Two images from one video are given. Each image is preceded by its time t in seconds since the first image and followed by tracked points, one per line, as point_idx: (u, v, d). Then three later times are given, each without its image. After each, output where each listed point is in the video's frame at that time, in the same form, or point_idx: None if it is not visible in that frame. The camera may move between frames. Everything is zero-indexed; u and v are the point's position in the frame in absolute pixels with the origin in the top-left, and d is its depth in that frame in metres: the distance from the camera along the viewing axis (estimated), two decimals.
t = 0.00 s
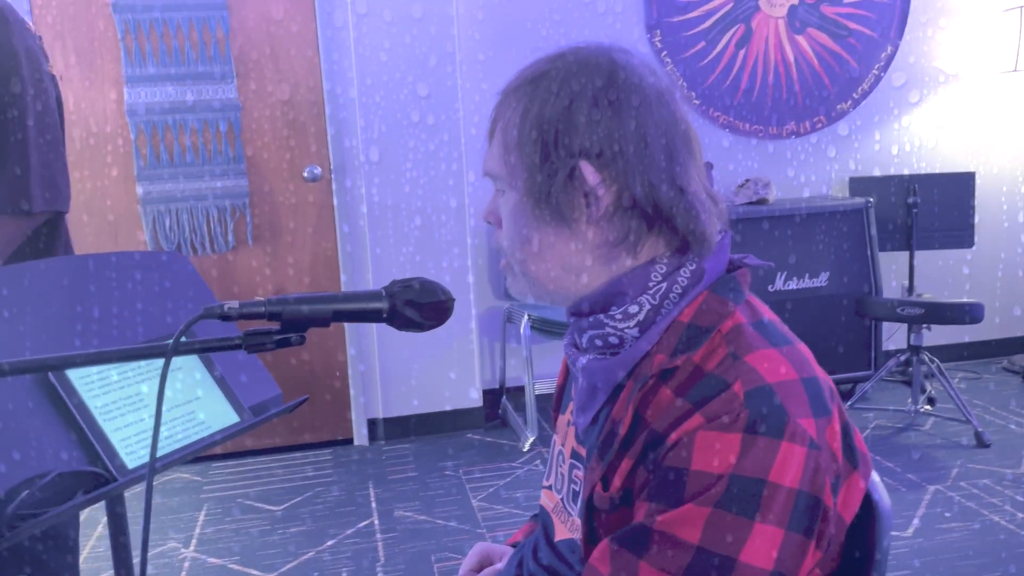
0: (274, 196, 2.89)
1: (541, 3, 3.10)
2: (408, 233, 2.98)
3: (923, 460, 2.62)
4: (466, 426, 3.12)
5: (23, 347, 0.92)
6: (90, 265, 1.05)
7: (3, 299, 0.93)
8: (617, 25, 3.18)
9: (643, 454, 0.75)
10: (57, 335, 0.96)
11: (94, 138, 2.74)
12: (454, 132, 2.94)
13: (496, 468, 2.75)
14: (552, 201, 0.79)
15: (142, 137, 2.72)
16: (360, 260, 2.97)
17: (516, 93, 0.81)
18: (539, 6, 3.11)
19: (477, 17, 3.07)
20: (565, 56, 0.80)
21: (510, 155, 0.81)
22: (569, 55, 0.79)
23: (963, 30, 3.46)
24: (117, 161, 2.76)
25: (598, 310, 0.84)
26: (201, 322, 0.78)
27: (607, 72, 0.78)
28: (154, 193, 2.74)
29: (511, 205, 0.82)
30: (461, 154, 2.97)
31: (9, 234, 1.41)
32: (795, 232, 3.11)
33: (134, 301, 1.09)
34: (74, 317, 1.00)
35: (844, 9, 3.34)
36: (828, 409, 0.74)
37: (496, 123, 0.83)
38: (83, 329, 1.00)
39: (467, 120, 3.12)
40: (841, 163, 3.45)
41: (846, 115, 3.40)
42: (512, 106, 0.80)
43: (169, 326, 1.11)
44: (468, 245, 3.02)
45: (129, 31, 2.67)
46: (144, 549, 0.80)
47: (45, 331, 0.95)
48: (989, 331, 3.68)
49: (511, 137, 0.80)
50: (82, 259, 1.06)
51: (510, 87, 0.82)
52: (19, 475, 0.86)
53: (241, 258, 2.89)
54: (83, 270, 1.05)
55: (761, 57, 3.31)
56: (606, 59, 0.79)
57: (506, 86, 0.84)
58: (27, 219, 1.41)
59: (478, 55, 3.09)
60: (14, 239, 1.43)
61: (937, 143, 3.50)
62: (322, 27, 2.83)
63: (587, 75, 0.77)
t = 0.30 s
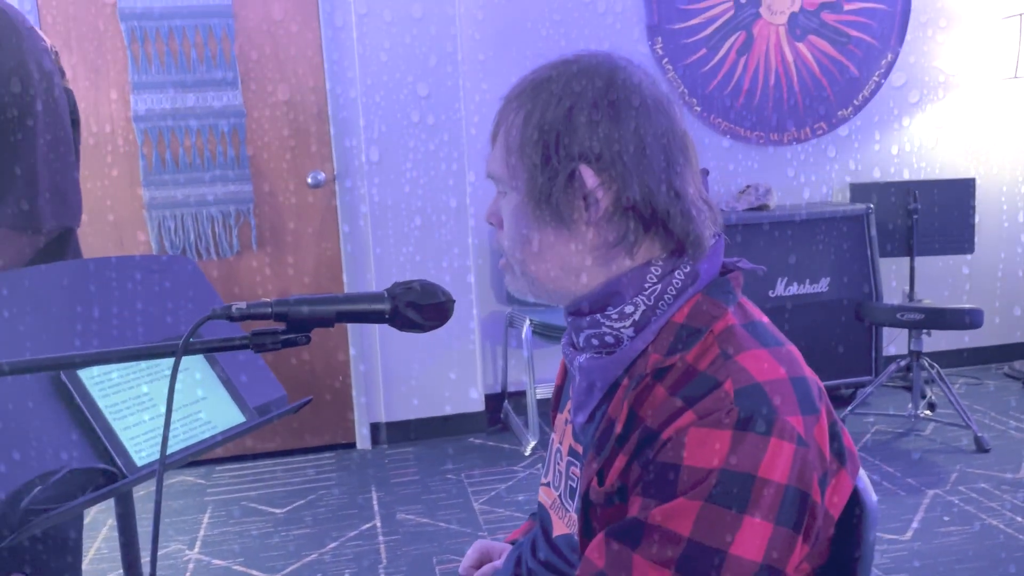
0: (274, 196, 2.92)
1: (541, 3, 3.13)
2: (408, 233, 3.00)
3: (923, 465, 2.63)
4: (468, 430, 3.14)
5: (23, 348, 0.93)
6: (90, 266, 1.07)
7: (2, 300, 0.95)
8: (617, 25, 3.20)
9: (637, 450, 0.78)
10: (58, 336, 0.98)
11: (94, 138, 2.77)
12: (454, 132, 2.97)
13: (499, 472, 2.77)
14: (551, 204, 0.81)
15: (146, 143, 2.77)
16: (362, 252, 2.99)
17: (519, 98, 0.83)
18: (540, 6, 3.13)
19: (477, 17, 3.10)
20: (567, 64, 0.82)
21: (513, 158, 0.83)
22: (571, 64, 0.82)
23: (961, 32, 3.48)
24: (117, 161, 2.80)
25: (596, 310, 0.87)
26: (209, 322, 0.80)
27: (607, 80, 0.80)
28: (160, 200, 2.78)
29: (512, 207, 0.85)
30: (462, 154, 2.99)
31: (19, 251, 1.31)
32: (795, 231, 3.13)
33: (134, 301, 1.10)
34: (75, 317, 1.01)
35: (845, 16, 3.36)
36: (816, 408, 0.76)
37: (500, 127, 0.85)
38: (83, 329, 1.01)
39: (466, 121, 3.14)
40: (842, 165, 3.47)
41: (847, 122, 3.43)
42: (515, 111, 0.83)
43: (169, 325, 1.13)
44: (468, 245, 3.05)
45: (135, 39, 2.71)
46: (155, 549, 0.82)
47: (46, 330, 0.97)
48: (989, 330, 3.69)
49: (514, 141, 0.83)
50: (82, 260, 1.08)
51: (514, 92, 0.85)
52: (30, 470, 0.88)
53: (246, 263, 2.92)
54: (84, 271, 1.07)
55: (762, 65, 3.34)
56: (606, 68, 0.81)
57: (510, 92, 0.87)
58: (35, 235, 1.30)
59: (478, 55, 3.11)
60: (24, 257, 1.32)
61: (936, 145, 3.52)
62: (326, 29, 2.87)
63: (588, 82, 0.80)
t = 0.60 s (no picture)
0: (275, 196, 2.95)
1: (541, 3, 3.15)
2: (408, 233, 3.02)
3: (924, 473, 2.64)
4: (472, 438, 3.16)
5: (23, 347, 0.94)
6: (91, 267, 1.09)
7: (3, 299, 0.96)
8: (617, 25, 3.22)
9: (636, 455, 0.80)
10: (58, 336, 0.99)
11: (94, 138, 2.81)
12: (454, 132, 2.99)
13: (502, 478, 2.79)
14: (554, 215, 0.83)
15: (155, 154, 2.81)
16: (367, 254, 3.02)
17: (522, 112, 0.86)
18: (540, 6, 3.16)
19: (477, 17, 3.12)
20: (568, 79, 0.85)
21: (516, 171, 0.85)
22: (572, 78, 0.84)
23: (959, 34, 3.50)
24: (121, 167, 2.83)
25: (597, 317, 0.89)
26: (218, 330, 0.83)
27: (607, 95, 0.82)
28: (166, 210, 2.82)
29: (515, 218, 0.87)
30: (462, 154, 3.02)
31: (25, 251, 1.33)
32: (795, 235, 3.15)
33: (134, 301, 1.12)
34: (75, 317, 1.02)
35: (846, 27, 3.39)
36: (811, 415, 0.78)
37: (503, 141, 0.88)
38: (84, 329, 1.02)
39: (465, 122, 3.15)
40: (842, 171, 3.49)
41: (848, 132, 3.45)
42: (518, 125, 0.85)
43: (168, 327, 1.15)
44: (468, 246, 3.07)
45: (144, 50, 2.77)
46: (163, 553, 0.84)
47: (47, 329, 0.98)
48: (990, 331, 3.69)
49: (517, 154, 0.85)
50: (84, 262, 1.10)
51: (517, 107, 0.87)
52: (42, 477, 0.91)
53: (252, 272, 2.96)
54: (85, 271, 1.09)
55: (764, 77, 3.37)
56: (607, 83, 0.84)
57: (513, 106, 0.89)
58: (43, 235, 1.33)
59: (478, 56, 3.14)
60: (30, 258, 1.34)
61: (935, 145, 3.54)
62: (330, 35, 2.92)
63: (589, 97, 0.82)
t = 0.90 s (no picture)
0: (274, 195, 2.96)
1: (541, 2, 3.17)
2: (408, 233, 3.05)
3: (928, 487, 2.64)
4: (475, 449, 3.17)
5: (23, 348, 0.96)
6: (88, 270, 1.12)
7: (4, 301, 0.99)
8: (617, 25, 3.23)
9: (637, 468, 0.81)
10: (61, 336, 1.01)
11: (93, 138, 2.81)
12: (454, 132, 3.02)
13: (504, 491, 2.80)
14: (551, 236, 0.85)
15: (161, 168, 2.84)
16: (371, 256, 3.05)
17: (518, 134, 0.87)
18: (541, 5, 3.17)
19: (478, 17, 3.13)
20: (563, 101, 0.86)
21: (514, 192, 0.87)
22: (567, 100, 0.86)
23: (958, 35, 3.51)
24: (127, 180, 2.85)
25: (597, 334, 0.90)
26: (222, 345, 0.84)
27: (601, 117, 0.84)
28: (173, 223, 2.86)
29: (513, 238, 0.88)
30: (461, 153, 3.03)
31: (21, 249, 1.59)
32: (799, 249, 3.16)
33: (134, 302, 1.16)
34: (76, 317, 1.05)
35: (848, 42, 3.41)
36: (809, 429, 0.79)
37: (500, 162, 0.89)
38: (83, 329, 1.05)
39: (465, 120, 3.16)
40: (844, 177, 3.50)
41: (851, 145, 3.47)
42: (514, 147, 0.87)
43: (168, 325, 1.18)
44: (467, 245, 3.08)
45: (151, 65, 2.80)
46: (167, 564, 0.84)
47: (49, 326, 1.00)
48: (991, 332, 3.68)
49: (514, 176, 0.86)
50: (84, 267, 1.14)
51: (513, 128, 0.89)
52: (52, 487, 0.92)
53: (257, 285, 2.99)
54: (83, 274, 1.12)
55: (766, 88, 3.38)
56: (601, 105, 0.85)
57: (509, 127, 0.90)
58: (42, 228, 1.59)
59: (478, 55, 3.14)
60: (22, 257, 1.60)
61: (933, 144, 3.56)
62: (334, 43, 2.94)
63: (583, 119, 0.83)
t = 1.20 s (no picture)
0: (276, 198, 2.98)
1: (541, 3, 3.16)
2: (408, 233, 3.05)
3: (938, 500, 2.63)
4: (483, 461, 3.17)
5: (24, 348, 0.97)
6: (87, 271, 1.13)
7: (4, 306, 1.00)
8: (617, 25, 3.23)
9: (643, 478, 0.81)
10: (59, 336, 1.01)
11: (94, 137, 2.83)
12: (454, 132, 3.03)
13: (511, 503, 2.79)
14: (557, 248, 0.85)
15: (172, 179, 2.87)
16: (378, 266, 3.06)
17: (524, 147, 0.88)
18: (540, 5, 3.17)
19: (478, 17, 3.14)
20: (569, 114, 0.87)
21: (520, 205, 0.87)
22: (573, 113, 0.87)
23: (958, 35, 3.51)
24: (139, 190, 2.88)
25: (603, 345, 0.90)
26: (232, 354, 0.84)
27: (608, 130, 0.85)
28: (183, 233, 2.87)
29: (519, 250, 0.89)
30: (462, 154, 3.04)
31: None
32: (808, 261, 3.15)
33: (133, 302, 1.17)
34: (75, 316, 1.06)
35: (856, 54, 3.41)
36: (815, 439, 0.79)
37: (505, 175, 0.90)
38: (84, 328, 1.05)
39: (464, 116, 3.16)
40: (853, 186, 3.50)
41: (859, 156, 3.47)
42: (521, 159, 0.87)
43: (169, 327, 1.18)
44: (468, 245, 3.08)
45: (162, 79, 2.83)
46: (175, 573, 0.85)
47: (48, 326, 1.01)
48: (1002, 344, 3.66)
49: (520, 188, 0.87)
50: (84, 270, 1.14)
51: (519, 141, 0.89)
52: (53, 489, 0.92)
53: (267, 297, 3.01)
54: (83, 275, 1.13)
55: (774, 99, 3.39)
56: (608, 118, 0.86)
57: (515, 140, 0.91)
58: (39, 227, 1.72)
59: (479, 55, 3.15)
60: None
61: (935, 146, 3.55)
62: (344, 56, 2.97)
63: (589, 132, 0.84)
